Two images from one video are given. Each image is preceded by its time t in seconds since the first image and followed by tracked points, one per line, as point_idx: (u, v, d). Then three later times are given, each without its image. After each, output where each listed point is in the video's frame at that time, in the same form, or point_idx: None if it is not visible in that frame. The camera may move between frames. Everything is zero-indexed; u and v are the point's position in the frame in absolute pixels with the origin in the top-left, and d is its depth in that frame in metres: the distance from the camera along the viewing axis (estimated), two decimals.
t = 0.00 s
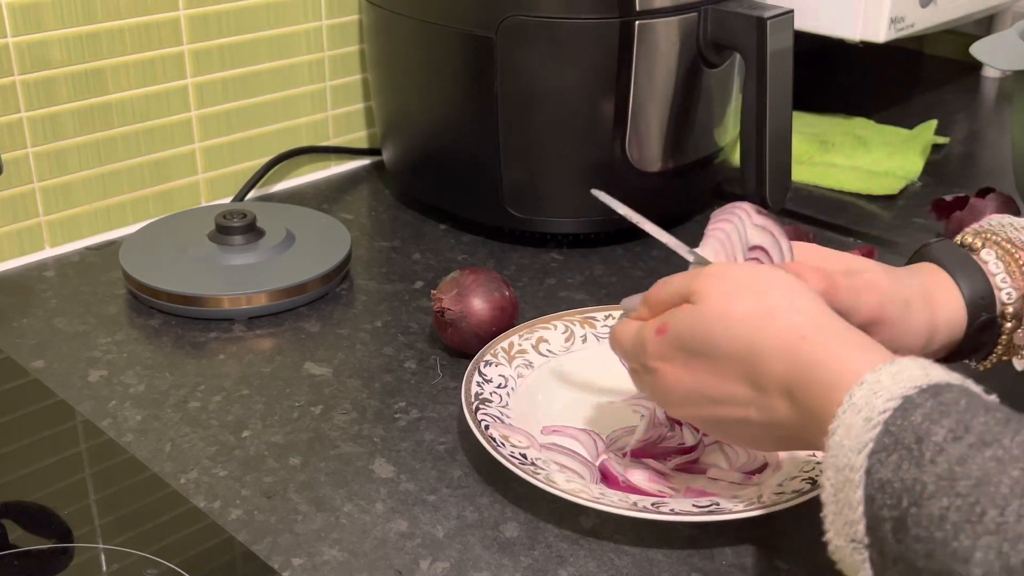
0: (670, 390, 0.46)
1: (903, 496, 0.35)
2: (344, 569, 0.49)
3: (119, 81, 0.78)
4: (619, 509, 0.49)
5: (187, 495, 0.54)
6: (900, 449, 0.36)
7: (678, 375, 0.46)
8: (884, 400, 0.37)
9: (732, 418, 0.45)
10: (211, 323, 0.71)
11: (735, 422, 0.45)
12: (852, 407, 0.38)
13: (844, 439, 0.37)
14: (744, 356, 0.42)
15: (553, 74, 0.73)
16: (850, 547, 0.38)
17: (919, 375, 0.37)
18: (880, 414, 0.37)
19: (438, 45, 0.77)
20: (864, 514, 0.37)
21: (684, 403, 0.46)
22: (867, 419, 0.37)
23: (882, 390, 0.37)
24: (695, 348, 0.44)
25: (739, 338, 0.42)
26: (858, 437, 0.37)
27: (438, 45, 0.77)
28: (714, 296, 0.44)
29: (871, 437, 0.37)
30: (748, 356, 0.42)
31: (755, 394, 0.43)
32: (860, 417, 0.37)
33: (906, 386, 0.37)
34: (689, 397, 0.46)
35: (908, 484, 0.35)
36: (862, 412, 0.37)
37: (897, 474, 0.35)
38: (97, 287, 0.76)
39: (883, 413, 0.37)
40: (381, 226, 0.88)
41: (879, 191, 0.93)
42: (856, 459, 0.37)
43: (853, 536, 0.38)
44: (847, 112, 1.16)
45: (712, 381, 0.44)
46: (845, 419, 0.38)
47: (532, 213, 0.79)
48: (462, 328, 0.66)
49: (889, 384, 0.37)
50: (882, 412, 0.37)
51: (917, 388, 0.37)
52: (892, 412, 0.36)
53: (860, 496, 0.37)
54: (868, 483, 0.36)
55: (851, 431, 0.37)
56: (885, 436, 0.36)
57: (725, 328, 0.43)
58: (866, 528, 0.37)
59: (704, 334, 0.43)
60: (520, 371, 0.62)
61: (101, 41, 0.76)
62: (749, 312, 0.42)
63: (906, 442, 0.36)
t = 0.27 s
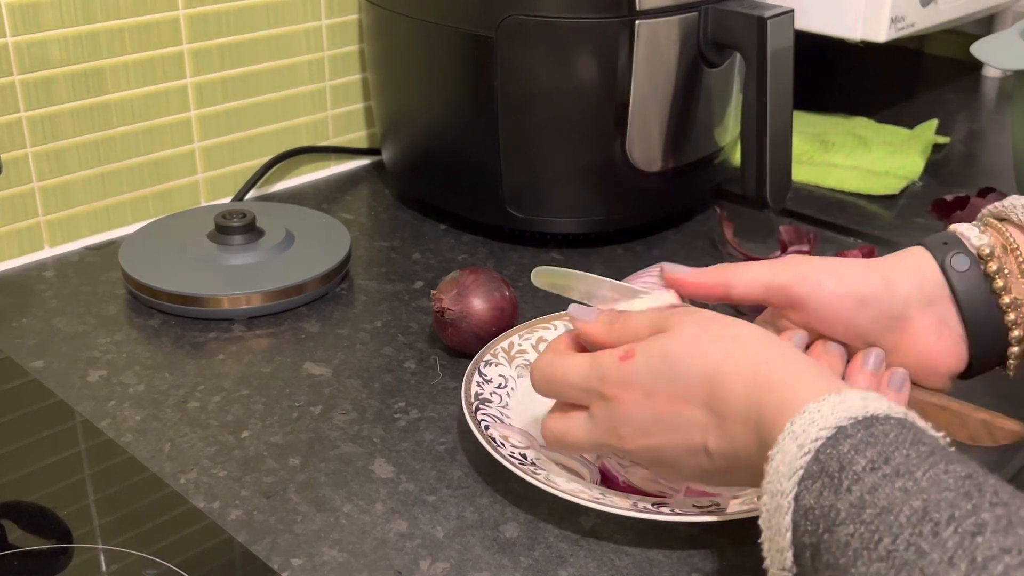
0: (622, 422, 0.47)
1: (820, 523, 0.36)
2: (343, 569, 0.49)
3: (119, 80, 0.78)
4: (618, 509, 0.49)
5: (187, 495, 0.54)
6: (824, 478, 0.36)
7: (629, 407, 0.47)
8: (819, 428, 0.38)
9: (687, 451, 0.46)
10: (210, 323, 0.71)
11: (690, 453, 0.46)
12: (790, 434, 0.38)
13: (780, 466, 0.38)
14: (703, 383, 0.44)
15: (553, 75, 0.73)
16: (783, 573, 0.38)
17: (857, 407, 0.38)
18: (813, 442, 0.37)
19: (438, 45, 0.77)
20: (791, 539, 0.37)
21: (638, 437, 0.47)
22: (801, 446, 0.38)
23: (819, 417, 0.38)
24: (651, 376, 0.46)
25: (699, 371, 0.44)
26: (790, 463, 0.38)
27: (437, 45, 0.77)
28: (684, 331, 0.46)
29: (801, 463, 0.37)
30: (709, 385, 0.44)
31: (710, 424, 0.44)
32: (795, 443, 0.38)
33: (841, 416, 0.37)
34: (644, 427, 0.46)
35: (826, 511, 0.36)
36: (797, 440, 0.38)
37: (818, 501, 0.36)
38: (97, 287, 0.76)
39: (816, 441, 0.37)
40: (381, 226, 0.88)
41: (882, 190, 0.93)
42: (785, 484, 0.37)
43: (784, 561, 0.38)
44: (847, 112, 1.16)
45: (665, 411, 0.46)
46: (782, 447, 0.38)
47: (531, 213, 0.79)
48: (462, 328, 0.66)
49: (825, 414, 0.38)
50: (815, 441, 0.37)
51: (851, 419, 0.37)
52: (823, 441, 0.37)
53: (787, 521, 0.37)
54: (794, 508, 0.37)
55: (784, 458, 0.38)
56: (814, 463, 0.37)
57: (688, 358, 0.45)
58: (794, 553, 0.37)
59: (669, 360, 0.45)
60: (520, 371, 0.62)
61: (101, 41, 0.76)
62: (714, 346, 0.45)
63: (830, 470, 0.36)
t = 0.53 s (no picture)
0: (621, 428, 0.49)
1: (795, 544, 0.35)
2: (344, 569, 0.49)
3: (119, 80, 0.78)
4: (618, 509, 0.49)
5: (187, 495, 0.54)
6: (800, 497, 0.36)
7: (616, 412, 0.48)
8: (792, 444, 0.37)
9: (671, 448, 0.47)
10: (210, 323, 0.71)
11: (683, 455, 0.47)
12: (764, 450, 0.38)
13: (755, 483, 0.38)
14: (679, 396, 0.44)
15: (553, 75, 0.73)
16: None
17: (829, 421, 0.37)
18: (788, 459, 0.37)
19: (437, 45, 0.77)
20: (766, 557, 0.37)
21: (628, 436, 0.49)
22: (776, 462, 0.37)
23: (792, 433, 0.38)
24: (635, 392, 0.47)
25: (677, 386, 0.44)
26: (765, 479, 0.37)
27: (438, 44, 0.77)
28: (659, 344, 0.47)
29: (776, 481, 0.37)
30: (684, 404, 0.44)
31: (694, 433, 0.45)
32: (769, 459, 0.38)
33: (815, 432, 0.37)
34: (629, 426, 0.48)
35: (801, 532, 0.35)
36: (771, 455, 0.38)
37: (795, 520, 0.36)
38: (97, 287, 0.76)
39: (791, 458, 0.37)
40: (381, 226, 0.88)
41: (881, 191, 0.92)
42: (760, 502, 0.37)
43: None
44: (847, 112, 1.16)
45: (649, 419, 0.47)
46: (757, 463, 0.38)
47: (531, 213, 0.79)
48: (462, 328, 0.66)
49: (798, 428, 0.38)
50: (790, 457, 0.37)
51: (824, 434, 0.37)
52: (799, 457, 0.37)
53: (763, 539, 0.37)
54: (769, 527, 0.37)
55: (759, 474, 0.38)
56: (789, 480, 0.36)
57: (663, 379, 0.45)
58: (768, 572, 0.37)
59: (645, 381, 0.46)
60: (520, 371, 0.62)
61: (101, 41, 0.76)
62: (685, 361, 0.45)
63: (805, 489, 0.36)
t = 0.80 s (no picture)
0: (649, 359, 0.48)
1: (803, 569, 0.35)
2: (344, 569, 0.49)
3: (119, 80, 0.78)
4: (618, 509, 0.49)
5: (187, 495, 0.54)
6: (806, 520, 0.35)
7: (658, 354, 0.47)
8: (798, 465, 0.36)
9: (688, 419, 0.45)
10: (210, 323, 0.71)
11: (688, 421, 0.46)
12: (771, 472, 0.37)
13: (762, 505, 0.37)
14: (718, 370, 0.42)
15: (553, 75, 0.73)
16: None
17: (835, 443, 0.36)
18: (793, 481, 0.36)
19: (437, 45, 0.77)
20: None
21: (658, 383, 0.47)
22: (782, 485, 0.36)
23: (797, 454, 0.37)
24: (682, 345, 0.44)
25: (721, 357, 0.42)
26: (772, 503, 0.37)
27: (438, 45, 0.77)
28: (731, 308, 0.43)
29: (782, 504, 0.36)
30: (721, 379, 0.42)
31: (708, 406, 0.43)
32: (776, 482, 0.37)
33: (821, 453, 0.36)
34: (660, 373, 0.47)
35: (809, 556, 0.35)
36: (778, 478, 0.37)
37: (803, 544, 0.35)
38: (97, 287, 0.76)
39: (796, 479, 0.36)
40: (380, 226, 0.88)
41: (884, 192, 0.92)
42: (768, 525, 0.36)
43: None
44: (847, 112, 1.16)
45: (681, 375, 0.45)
46: (765, 484, 0.37)
47: (531, 213, 0.79)
48: (462, 328, 0.66)
49: (806, 449, 0.37)
50: (795, 478, 0.36)
51: (830, 454, 0.36)
52: (804, 479, 0.36)
53: (772, 563, 0.36)
54: (779, 550, 0.36)
55: (767, 497, 0.37)
56: (795, 503, 0.36)
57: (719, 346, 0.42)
58: None
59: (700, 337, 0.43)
60: (520, 372, 0.62)
61: (101, 41, 0.76)
62: (745, 344, 0.41)
63: (811, 512, 0.35)
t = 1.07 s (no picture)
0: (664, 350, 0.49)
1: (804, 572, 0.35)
2: (344, 569, 0.49)
3: (119, 80, 0.78)
4: (618, 509, 0.49)
5: (187, 495, 0.54)
6: (807, 522, 0.35)
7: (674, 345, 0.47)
8: (800, 464, 0.36)
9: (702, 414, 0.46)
10: (210, 323, 0.71)
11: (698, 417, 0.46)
12: (771, 472, 0.37)
13: (761, 506, 0.37)
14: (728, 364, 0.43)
15: (553, 75, 0.73)
16: None
17: (838, 441, 0.36)
18: (794, 480, 0.36)
19: (437, 45, 0.77)
20: None
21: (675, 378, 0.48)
22: (782, 485, 0.36)
23: (796, 454, 0.37)
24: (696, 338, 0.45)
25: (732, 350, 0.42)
26: (772, 503, 0.37)
27: (438, 44, 0.77)
28: (740, 300, 0.44)
29: (783, 504, 0.36)
30: (730, 373, 0.42)
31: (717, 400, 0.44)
32: (777, 482, 0.37)
33: (823, 452, 0.36)
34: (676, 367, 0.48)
35: (810, 559, 0.35)
36: (779, 477, 0.37)
37: (804, 546, 0.35)
38: (97, 288, 0.76)
39: (797, 479, 0.36)
40: (381, 226, 0.88)
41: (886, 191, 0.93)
42: (769, 526, 0.36)
43: None
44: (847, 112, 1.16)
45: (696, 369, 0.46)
46: (764, 485, 0.37)
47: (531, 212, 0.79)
48: (462, 328, 0.66)
49: (806, 447, 0.37)
50: (796, 479, 0.36)
51: (832, 454, 0.36)
52: (806, 479, 0.36)
53: (771, 566, 0.36)
54: (779, 552, 0.36)
55: (767, 496, 0.37)
56: (796, 504, 0.36)
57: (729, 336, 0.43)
58: None
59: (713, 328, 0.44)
60: (520, 372, 0.62)
61: (101, 41, 0.76)
62: (753, 337, 0.42)
63: (813, 513, 0.35)
